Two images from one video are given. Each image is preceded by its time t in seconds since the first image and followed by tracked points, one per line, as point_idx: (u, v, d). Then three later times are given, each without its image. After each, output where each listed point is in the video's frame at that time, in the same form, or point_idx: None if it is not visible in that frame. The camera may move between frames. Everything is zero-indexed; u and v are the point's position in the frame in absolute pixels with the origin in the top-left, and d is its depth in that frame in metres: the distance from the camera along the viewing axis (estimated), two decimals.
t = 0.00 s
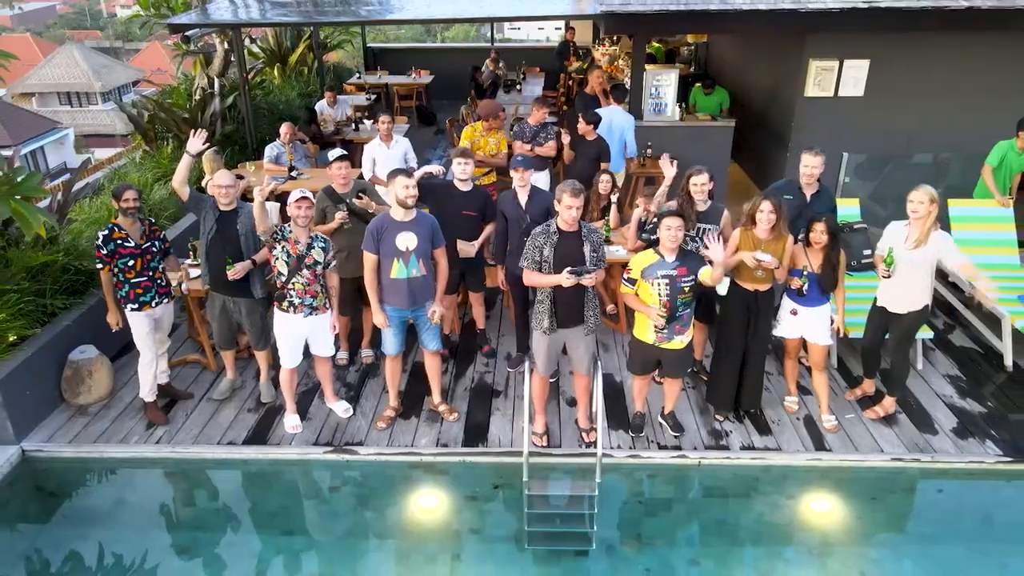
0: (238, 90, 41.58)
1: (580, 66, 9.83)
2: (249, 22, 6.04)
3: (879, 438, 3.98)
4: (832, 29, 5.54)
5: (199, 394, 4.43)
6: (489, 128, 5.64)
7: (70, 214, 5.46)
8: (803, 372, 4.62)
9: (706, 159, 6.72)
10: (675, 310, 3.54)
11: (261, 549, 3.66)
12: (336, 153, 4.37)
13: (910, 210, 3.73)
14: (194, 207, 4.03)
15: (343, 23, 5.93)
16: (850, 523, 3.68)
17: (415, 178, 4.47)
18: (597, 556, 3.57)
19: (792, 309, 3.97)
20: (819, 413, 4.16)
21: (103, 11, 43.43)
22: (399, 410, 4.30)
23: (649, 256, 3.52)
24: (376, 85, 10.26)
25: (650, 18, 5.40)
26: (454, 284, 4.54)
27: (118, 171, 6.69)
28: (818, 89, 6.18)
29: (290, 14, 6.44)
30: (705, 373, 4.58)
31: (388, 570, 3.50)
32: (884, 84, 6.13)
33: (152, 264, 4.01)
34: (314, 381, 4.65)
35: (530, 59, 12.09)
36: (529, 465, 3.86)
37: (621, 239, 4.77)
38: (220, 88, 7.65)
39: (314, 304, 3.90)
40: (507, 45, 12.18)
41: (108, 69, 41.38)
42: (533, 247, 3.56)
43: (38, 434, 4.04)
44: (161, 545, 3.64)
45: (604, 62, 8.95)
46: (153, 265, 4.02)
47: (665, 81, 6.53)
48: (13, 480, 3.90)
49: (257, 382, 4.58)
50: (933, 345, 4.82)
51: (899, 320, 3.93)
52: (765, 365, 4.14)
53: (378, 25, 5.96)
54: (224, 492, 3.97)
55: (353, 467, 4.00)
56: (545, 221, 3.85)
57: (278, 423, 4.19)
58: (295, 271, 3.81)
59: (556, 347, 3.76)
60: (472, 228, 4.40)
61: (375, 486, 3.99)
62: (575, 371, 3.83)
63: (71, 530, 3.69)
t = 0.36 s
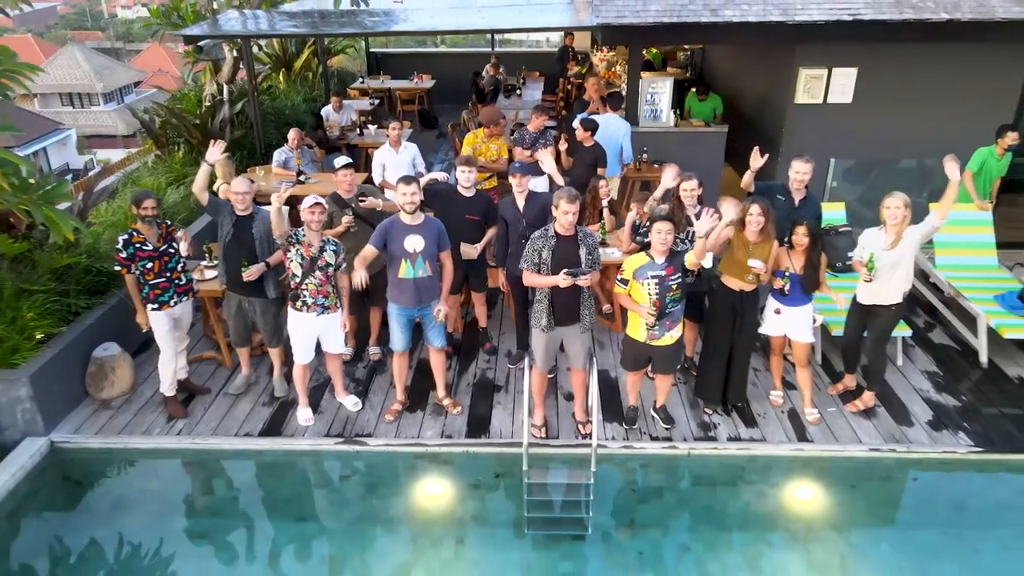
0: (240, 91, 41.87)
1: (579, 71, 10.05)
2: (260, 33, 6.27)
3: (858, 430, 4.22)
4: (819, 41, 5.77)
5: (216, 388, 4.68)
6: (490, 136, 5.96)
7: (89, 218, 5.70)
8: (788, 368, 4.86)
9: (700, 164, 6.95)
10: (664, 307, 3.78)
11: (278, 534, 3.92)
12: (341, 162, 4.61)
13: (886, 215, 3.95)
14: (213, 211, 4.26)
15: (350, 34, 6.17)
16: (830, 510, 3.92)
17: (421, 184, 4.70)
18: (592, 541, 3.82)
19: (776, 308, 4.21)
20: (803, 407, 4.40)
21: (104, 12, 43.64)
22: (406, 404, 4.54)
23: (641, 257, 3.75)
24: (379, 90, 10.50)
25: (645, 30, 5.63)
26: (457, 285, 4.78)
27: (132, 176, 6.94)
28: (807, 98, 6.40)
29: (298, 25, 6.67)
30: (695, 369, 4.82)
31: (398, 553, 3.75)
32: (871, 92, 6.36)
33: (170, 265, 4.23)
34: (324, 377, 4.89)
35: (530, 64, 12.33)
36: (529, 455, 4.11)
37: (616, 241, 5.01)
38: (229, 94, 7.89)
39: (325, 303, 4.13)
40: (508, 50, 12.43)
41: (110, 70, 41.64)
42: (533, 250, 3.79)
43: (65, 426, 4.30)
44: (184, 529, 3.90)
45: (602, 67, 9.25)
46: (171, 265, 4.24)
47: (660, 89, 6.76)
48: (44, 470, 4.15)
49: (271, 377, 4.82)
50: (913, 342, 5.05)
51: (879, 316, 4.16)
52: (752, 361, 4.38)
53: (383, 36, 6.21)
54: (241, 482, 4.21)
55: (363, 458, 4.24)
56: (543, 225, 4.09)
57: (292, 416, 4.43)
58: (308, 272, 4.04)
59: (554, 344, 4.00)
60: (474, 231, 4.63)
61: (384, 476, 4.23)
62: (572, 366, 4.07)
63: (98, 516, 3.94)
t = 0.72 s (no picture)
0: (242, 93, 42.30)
1: (577, 79, 10.42)
2: (277, 51, 6.72)
3: (826, 416, 4.67)
4: (798, 60, 6.21)
5: (243, 378, 5.13)
6: (493, 145, 6.46)
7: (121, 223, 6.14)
8: (765, 360, 5.31)
9: (690, 171, 7.37)
10: (649, 304, 4.21)
11: (304, 509, 4.39)
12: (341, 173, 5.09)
13: (851, 224, 4.36)
14: (242, 220, 4.68)
15: (361, 52, 6.62)
16: (798, 488, 4.37)
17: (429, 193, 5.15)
18: (584, 516, 4.27)
19: (754, 306, 4.65)
20: (777, 395, 4.84)
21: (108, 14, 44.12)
22: (416, 393, 4.98)
23: (628, 261, 4.19)
24: (384, 97, 10.92)
25: (636, 49, 6.06)
26: (463, 285, 5.23)
27: (155, 183, 7.39)
28: (790, 109, 6.83)
29: (312, 43, 7.11)
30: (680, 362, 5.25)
31: (412, 525, 4.21)
32: (849, 105, 6.80)
33: (202, 266, 4.65)
34: (341, 369, 5.34)
35: (529, 72, 12.77)
36: (528, 439, 4.56)
37: (608, 245, 5.44)
38: (244, 104, 8.31)
39: (345, 301, 4.57)
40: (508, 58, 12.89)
41: (113, 72, 41.95)
42: (531, 253, 4.22)
43: (108, 413, 4.74)
44: (220, 506, 4.37)
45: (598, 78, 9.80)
46: (203, 267, 4.66)
47: (651, 101, 7.20)
48: (91, 452, 4.60)
49: (292, 369, 5.27)
50: (881, 337, 5.50)
51: (846, 314, 4.58)
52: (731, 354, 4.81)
53: (392, 53, 6.65)
54: (267, 465, 4.66)
55: (378, 442, 4.69)
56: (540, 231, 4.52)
57: (312, 403, 4.87)
58: (329, 274, 4.47)
59: (551, 338, 4.43)
60: (478, 237, 5.06)
61: (396, 458, 4.66)
62: (567, 358, 4.51)
63: (142, 493, 4.40)
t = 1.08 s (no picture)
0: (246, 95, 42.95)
1: (575, 86, 10.99)
2: (297, 66, 7.38)
3: (790, 392, 5.31)
4: (774, 74, 6.82)
5: (273, 360, 5.76)
6: (495, 150, 7.05)
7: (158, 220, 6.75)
8: (739, 345, 5.94)
9: (678, 173, 7.95)
10: (632, 293, 4.82)
11: (332, 473, 5.02)
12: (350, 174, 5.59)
13: (811, 222, 4.91)
14: (274, 219, 5.31)
15: (375, 67, 7.24)
16: (764, 454, 5.00)
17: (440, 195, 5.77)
18: (576, 480, 4.88)
19: (728, 295, 5.25)
20: (748, 374, 5.46)
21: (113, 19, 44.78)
22: (428, 372, 5.61)
23: (614, 255, 4.80)
24: (391, 104, 11.53)
25: (625, 64, 6.67)
26: (469, 277, 5.86)
27: (183, 184, 8.01)
28: (768, 119, 7.45)
29: (329, 58, 7.76)
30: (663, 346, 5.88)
31: (427, 486, 4.84)
32: (822, 115, 7.42)
33: (239, 259, 5.25)
34: (360, 352, 5.96)
35: (528, 78, 13.39)
36: (528, 411, 5.17)
37: (599, 241, 6.06)
38: (264, 113, 8.92)
39: (366, 290, 5.19)
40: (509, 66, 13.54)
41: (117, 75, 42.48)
42: (529, 248, 4.84)
43: (155, 390, 5.36)
44: (259, 470, 5.01)
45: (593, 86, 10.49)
46: (240, 260, 5.25)
47: (641, 109, 7.84)
48: (140, 423, 5.21)
49: (316, 352, 5.89)
50: (844, 324, 6.12)
51: (808, 302, 5.18)
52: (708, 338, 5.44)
53: (403, 67, 7.26)
54: (297, 436, 5.28)
55: (394, 415, 5.31)
56: (538, 229, 5.13)
57: (335, 382, 5.49)
58: (352, 266, 5.09)
59: (548, 322, 5.06)
60: (483, 234, 5.68)
61: (411, 429, 5.27)
62: (561, 341, 5.14)
63: (190, 459, 5.03)
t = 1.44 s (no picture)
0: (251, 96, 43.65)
1: (572, 91, 11.70)
2: (317, 77, 8.19)
3: (755, 364, 6.08)
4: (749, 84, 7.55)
5: (301, 339, 6.52)
6: (495, 153, 7.81)
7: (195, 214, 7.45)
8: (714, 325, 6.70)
9: (664, 173, 8.68)
10: (617, 277, 5.56)
11: (358, 437, 5.79)
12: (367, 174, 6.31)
13: (772, 216, 5.66)
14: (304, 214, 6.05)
15: (388, 76, 7.98)
16: (734, 420, 5.75)
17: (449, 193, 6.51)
18: (570, 442, 5.62)
19: (702, 280, 6.00)
20: (720, 350, 6.22)
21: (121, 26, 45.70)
22: (438, 348, 6.36)
23: (600, 244, 5.52)
24: (399, 108, 12.25)
25: (615, 75, 7.39)
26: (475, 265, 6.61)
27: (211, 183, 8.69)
28: (747, 125, 8.18)
29: (345, 69, 8.52)
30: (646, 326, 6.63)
31: (439, 446, 5.59)
32: (795, 121, 8.15)
33: (273, 249, 5.99)
34: (378, 332, 6.72)
35: (527, 84, 14.12)
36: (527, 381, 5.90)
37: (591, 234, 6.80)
38: (283, 117, 9.59)
39: (385, 276, 5.93)
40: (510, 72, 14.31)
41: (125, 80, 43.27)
42: (528, 238, 5.56)
43: (200, 363, 6.13)
44: (293, 435, 5.77)
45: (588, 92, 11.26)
46: (274, 249, 6.00)
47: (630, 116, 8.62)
48: (186, 395, 5.94)
49: (339, 332, 6.64)
50: (806, 308, 6.90)
51: (771, 286, 5.92)
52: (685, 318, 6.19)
53: (414, 78, 8.03)
54: (324, 406, 6.03)
55: (409, 386, 6.05)
56: (536, 222, 5.87)
57: (357, 356, 6.25)
58: (373, 254, 5.82)
59: (544, 304, 5.80)
60: (486, 227, 6.42)
61: (424, 397, 6.01)
62: (556, 320, 5.89)
63: (234, 426, 5.79)
